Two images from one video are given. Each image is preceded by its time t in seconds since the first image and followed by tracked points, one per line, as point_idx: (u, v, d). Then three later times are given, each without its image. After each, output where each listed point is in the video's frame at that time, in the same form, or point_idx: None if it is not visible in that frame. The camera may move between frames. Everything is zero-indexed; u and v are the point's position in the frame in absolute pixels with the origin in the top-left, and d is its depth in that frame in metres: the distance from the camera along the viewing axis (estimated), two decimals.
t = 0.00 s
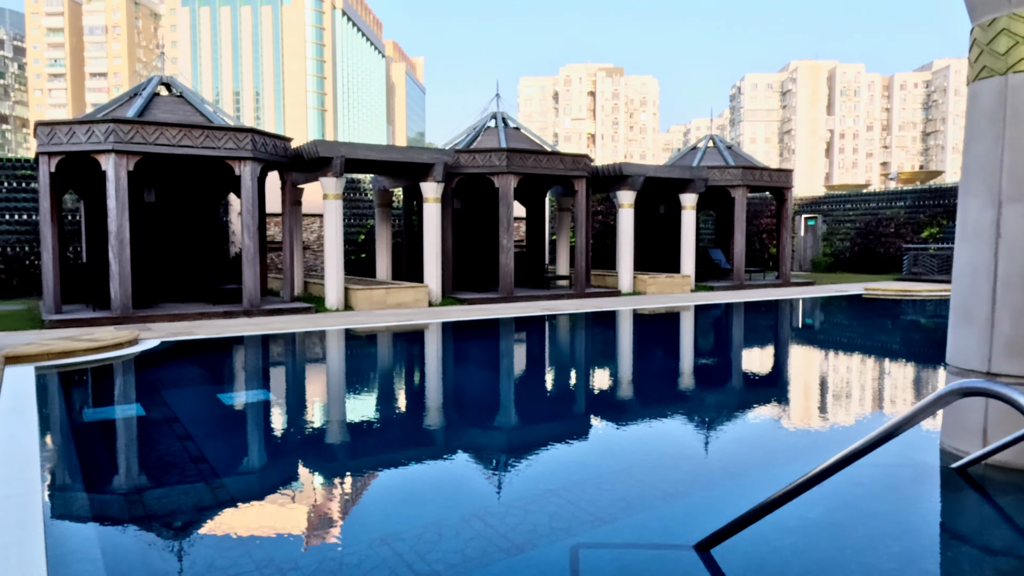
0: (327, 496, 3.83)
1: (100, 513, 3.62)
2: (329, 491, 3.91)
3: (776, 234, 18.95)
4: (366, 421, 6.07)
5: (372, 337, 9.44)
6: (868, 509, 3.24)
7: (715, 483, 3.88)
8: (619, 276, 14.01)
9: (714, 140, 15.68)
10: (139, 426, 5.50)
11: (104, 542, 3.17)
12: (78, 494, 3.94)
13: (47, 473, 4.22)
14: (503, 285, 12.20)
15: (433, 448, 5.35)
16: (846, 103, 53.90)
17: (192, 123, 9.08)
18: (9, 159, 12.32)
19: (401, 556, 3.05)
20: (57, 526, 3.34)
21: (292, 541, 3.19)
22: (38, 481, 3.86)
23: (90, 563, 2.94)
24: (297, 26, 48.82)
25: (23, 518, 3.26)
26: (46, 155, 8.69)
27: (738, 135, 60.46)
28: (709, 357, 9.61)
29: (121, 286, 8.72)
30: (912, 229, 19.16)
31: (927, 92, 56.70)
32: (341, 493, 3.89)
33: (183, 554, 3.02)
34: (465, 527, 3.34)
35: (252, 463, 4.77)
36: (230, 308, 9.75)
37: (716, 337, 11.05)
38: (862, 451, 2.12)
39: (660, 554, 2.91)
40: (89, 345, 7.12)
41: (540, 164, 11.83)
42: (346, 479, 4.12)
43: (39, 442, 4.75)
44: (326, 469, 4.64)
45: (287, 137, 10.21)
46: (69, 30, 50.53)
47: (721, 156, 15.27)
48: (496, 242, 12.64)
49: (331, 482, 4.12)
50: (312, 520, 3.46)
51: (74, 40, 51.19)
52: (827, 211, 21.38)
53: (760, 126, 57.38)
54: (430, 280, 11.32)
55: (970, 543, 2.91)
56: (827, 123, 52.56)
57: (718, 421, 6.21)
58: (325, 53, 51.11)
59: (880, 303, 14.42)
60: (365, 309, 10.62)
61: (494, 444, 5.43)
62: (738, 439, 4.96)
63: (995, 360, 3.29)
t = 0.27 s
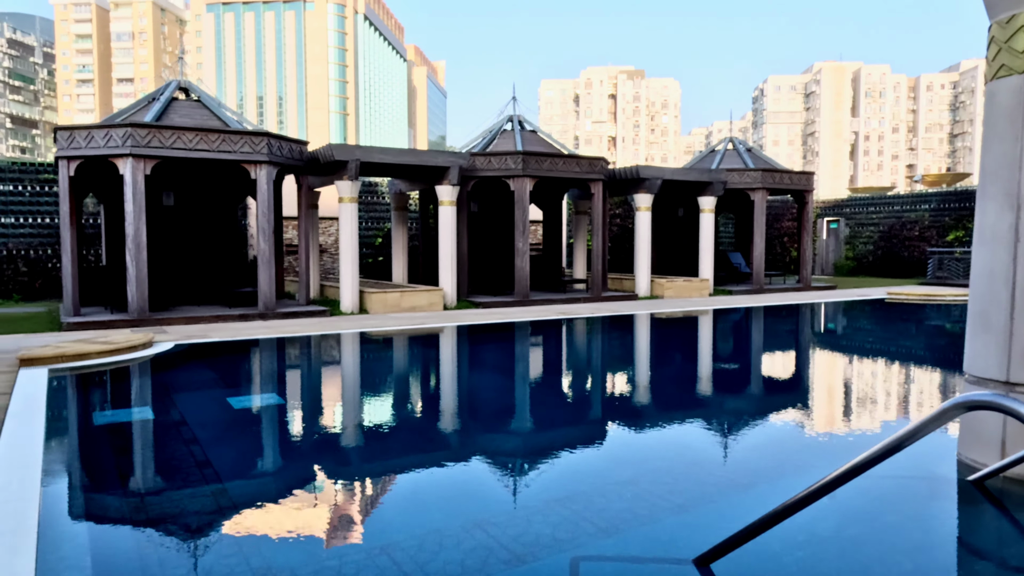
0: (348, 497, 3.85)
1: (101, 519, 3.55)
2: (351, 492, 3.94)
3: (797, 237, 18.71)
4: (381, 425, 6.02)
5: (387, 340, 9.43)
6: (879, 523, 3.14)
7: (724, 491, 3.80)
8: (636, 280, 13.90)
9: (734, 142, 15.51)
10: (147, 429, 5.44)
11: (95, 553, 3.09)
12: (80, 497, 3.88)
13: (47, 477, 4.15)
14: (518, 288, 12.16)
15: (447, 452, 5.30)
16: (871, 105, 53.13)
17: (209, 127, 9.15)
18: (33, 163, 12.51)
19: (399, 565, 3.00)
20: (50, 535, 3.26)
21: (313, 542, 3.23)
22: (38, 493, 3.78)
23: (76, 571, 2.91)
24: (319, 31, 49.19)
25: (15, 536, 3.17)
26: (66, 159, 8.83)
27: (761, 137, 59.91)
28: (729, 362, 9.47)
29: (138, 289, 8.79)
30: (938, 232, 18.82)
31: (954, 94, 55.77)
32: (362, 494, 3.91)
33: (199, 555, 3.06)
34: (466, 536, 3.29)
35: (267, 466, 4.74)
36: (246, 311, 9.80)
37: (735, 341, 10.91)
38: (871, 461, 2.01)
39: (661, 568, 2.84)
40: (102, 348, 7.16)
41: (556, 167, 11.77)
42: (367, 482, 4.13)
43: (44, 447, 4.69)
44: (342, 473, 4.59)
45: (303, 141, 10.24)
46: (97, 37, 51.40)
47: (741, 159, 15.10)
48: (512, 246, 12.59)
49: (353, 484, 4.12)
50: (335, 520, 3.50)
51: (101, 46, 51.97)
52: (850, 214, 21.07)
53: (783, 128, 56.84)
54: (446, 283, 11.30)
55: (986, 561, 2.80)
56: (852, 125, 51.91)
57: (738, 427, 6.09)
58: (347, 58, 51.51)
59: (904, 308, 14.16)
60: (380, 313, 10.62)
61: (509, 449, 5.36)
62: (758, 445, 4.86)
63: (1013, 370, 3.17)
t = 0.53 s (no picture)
0: (362, 495, 3.87)
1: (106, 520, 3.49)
2: (366, 490, 3.98)
3: (812, 236, 18.52)
4: (390, 424, 5.99)
5: (397, 340, 9.40)
6: (887, 531, 3.06)
7: (729, 495, 3.73)
8: (649, 279, 13.80)
9: (748, 140, 15.35)
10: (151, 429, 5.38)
11: (85, 557, 3.01)
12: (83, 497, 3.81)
13: (45, 477, 4.07)
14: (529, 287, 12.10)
15: (458, 451, 5.25)
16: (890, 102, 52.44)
17: (219, 126, 9.16)
18: (47, 163, 12.62)
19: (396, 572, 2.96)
20: (41, 538, 3.18)
21: (327, 540, 3.27)
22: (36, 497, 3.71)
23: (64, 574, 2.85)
24: (335, 30, 49.31)
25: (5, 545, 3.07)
26: (77, 158, 8.88)
27: (778, 135, 59.39)
28: (743, 361, 9.36)
29: (149, 288, 8.82)
30: (956, 231, 18.54)
31: (975, 90, 54.97)
32: (376, 492, 3.94)
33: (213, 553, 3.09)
34: (464, 540, 3.24)
35: (277, 464, 4.74)
36: (256, 309, 9.82)
37: (749, 341, 10.79)
38: (874, 467, 1.84)
39: None
40: (110, 346, 7.17)
41: (567, 165, 11.70)
42: (382, 479, 4.17)
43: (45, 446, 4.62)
44: (350, 471, 4.59)
45: (313, 140, 10.24)
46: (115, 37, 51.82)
47: (755, 157, 14.94)
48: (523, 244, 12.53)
49: (369, 481, 4.17)
50: (350, 518, 3.52)
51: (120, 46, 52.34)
52: (867, 212, 20.82)
53: (800, 126, 56.34)
54: (456, 282, 11.27)
55: (999, 571, 2.71)
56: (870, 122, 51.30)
57: (752, 427, 6.01)
58: (362, 57, 51.63)
59: (922, 307, 13.95)
60: (390, 312, 10.60)
61: (521, 449, 5.31)
62: (773, 444, 4.78)
63: None
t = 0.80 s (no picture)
0: (376, 491, 3.87)
1: (100, 516, 3.46)
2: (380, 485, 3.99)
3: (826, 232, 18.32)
4: (399, 419, 5.97)
5: (406, 336, 9.37)
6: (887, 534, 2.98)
7: (728, 495, 3.66)
8: (659, 275, 13.70)
9: (760, 134, 15.19)
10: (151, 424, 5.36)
11: (64, 556, 2.98)
12: (73, 493, 3.78)
13: (35, 474, 4.04)
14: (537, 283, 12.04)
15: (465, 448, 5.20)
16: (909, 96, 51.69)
17: (226, 122, 9.16)
18: (58, 159, 12.72)
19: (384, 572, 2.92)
20: (21, 536, 3.15)
21: (343, 534, 3.26)
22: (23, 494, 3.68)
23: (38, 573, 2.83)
24: (349, 26, 49.36)
25: None
26: (85, 154, 8.91)
27: (794, 130, 58.85)
28: (756, 358, 9.24)
29: (156, 283, 8.84)
30: (973, 226, 18.28)
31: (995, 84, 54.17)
32: (389, 487, 3.95)
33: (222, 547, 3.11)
34: (454, 541, 3.19)
35: (284, 460, 4.72)
36: (263, 305, 9.83)
37: (762, 337, 10.68)
38: (855, 470, 1.70)
39: None
40: (114, 342, 7.18)
41: (576, 160, 11.62)
42: (397, 474, 4.18)
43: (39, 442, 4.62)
44: (359, 466, 4.56)
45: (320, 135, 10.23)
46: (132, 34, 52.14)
47: (767, 151, 14.78)
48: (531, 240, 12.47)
49: (384, 477, 4.19)
50: (364, 513, 3.52)
51: (137, 43, 52.65)
52: (882, 207, 20.56)
53: (817, 120, 55.81)
54: (463, 278, 11.23)
55: None
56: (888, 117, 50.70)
57: (763, 424, 5.92)
58: (377, 52, 51.67)
59: (938, 304, 13.75)
60: (397, 308, 10.58)
61: (528, 445, 5.26)
62: (784, 443, 4.71)
63: None
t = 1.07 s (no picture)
0: (389, 484, 3.93)
1: (101, 512, 3.46)
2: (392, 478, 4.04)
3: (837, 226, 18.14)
4: (406, 414, 5.96)
5: (413, 331, 9.36)
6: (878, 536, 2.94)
7: (720, 495, 3.62)
8: (666, 271, 13.61)
9: (770, 128, 15.04)
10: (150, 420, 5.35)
11: (46, 555, 2.97)
12: (61, 489, 3.76)
13: (35, 470, 4.03)
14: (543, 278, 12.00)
15: (475, 443, 5.16)
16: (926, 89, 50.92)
17: (230, 117, 9.17)
18: (68, 154, 12.83)
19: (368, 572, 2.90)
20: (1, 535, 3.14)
21: (357, 528, 3.30)
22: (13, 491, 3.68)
23: (13, 573, 2.84)
24: (362, 21, 49.35)
25: None
26: (92, 150, 8.96)
27: (808, 124, 58.30)
28: (766, 355, 9.15)
29: (161, 278, 8.89)
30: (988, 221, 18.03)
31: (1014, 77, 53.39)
32: (403, 480, 3.99)
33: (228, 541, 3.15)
34: (441, 540, 3.17)
35: (290, 455, 4.70)
36: (268, 301, 9.86)
37: (773, 333, 10.58)
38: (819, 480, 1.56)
39: None
40: (116, 337, 7.21)
41: (583, 155, 11.55)
42: (409, 468, 4.21)
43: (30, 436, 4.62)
44: (368, 461, 4.54)
45: (325, 131, 10.22)
46: (146, 30, 52.45)
47: (777, 145, 14.63)
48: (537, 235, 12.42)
49: (395, 470, 4.23)
50: (376, 506, 3.57)
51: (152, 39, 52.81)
52: (896, 202, 20.32)
53: (832, 114, 55.31)
54: (468, 273, 11.21)
55: None
56: (904, 110, 50.14)
57: (774, 420, 5.87)
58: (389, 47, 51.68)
59: (952, 300, 13.57)
60: (402, 303, 10.58)
61: (535, 441, 5.22)
62: (791, 443, 4.66)
63: None
